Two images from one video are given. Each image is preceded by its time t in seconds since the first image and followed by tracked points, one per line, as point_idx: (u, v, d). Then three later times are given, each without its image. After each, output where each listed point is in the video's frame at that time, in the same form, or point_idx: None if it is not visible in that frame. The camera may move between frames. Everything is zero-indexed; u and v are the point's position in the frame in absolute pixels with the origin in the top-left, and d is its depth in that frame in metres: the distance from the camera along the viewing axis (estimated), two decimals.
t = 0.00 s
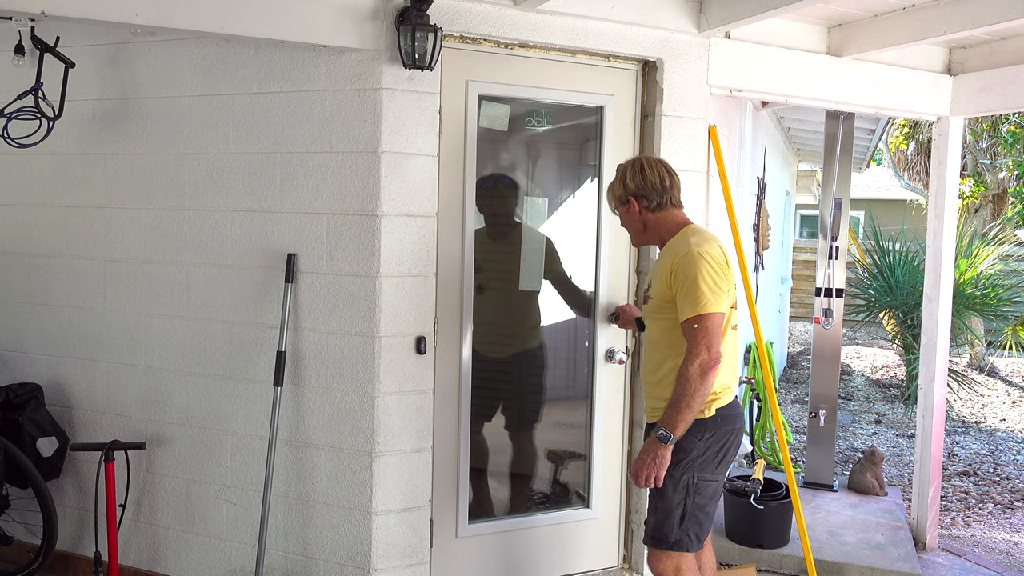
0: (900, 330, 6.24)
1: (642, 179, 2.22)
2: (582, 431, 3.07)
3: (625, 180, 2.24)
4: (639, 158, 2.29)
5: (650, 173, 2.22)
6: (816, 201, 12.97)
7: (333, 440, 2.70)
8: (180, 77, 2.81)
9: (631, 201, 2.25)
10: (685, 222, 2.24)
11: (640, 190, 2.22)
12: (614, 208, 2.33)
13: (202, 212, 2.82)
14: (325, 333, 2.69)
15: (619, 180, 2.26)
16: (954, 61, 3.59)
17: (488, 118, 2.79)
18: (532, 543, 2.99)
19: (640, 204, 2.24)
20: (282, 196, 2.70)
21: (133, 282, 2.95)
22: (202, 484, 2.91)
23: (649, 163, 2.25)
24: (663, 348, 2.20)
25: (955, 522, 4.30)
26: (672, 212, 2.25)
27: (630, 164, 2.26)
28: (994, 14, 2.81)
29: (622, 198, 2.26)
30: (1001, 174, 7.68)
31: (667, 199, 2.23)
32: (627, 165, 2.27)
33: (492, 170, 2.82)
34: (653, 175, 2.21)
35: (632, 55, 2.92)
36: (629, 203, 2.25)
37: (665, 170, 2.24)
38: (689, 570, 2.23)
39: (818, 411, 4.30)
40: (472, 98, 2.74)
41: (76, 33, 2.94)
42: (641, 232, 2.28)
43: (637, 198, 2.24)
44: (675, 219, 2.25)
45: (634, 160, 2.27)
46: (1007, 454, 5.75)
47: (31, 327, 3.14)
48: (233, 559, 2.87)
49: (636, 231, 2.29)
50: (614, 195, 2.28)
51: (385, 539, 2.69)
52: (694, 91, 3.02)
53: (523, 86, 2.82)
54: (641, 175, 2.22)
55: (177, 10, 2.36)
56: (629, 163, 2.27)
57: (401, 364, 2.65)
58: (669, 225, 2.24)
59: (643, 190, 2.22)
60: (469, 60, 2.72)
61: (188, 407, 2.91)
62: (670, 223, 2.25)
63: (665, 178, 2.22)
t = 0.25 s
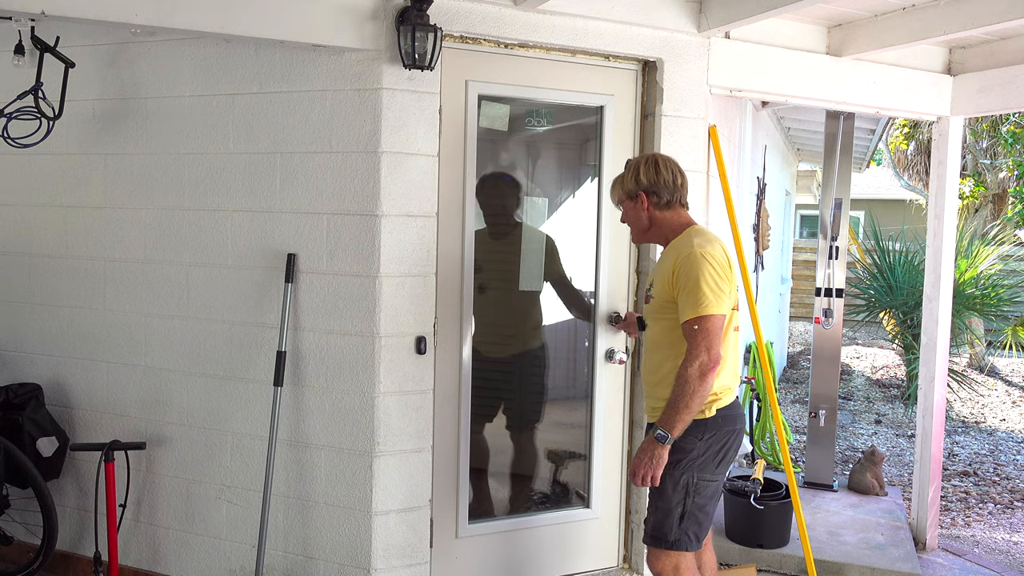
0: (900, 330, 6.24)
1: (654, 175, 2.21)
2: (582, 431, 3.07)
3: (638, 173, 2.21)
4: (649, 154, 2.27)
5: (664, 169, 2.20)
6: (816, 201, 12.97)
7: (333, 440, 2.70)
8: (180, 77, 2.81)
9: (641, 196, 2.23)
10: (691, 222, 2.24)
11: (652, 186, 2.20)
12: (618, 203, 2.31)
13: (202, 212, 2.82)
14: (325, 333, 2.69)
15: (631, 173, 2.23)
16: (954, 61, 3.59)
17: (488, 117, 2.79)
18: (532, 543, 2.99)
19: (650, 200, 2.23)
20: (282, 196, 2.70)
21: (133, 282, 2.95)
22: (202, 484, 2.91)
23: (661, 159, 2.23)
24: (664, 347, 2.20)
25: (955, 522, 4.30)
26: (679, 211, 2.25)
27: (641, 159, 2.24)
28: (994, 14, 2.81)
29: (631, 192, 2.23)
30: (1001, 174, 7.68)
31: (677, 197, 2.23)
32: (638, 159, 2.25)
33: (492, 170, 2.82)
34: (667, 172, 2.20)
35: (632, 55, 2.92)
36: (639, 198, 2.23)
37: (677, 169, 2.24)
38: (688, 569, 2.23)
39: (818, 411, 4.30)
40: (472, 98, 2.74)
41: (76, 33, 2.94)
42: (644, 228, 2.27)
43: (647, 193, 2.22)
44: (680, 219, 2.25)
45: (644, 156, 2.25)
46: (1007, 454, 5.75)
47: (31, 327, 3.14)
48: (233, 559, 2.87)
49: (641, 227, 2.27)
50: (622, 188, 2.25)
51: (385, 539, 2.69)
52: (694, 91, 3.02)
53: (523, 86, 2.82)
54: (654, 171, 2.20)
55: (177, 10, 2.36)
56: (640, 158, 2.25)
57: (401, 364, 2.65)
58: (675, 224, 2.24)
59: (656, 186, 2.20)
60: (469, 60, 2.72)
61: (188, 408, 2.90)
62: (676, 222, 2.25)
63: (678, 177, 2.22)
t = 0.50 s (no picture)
0: (900, 330, 6.24)
1: (677, 173, 2.18)
2: (582, 431, 3.07)
3: (662, 166, 2.18)
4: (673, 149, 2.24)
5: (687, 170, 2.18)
6: (816, 201, 12.97)
7: (333, 440, 2.70)
8: (180, 77, 2.81)
9: (654, 190, 2.20)
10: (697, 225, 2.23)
11: (672, 183, 2.18)
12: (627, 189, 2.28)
13: (202, 212, 2.82)
14: (325, 333, 2.69)
15: (651, 164, 2.20)
16: (954, 61, 3.59)
17: (488, 117, 2.79)
18: (532, 543, 2.98)
19: (661, 196, 2.21)
20: (282, 196, 2.70)
21: (133, 282, 2.95)
22: (202, 484, 2.91)
23: (685, 158, 2.21)
24: (663, 348, 2.20)
25: (955, 522, 4.30)
26: (686, 213, 2.23)
27: (666, 153, 2.21)
28: (994, 14, 2.81)
29: (647, 183, 2.20)
30: (1001, 174, 7.68)
31: (690, 201, 2.21)
32: (662, 153, 2.21)
33: (492, 170, 2.82)
34: (688, 174, 2.18)
35: (632, 55, 2.92)
36: (651, 190, 2.20)
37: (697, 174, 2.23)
38: (689, 569, 2.23)
39: (818, 411, 4.30)
40: (472, 98, 2.74)
41: (76, 33, 2.94)
42: (648, 220, 2.25)
43: (662, 189, 2.19)
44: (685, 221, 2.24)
45: (670, 150, 2.22)
46: (1007, 454, 5.75)
47: (31, 327, 3.14)
48: (233, 559, 2.87)
49: (645, 220, 2.25)
50: (640, 175, 2.22)
51: (385, 539, 2.69)
52: (694, 91, 3.02)
53: (523, 86, 2.82)
54: (678, 169, 2.18)
55: (177, 10, 2.36)
56: (666, 151, 2.21)
57: (401, 364, 2.65)
58: (679, 224, 2.23)
59: (675, 185, 2.18)
60: (469, 60, 2.72)
61: (188, 408, 2.91)
62: (680, 223, 2.23)
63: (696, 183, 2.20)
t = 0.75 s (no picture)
0: (900, 330, 6.24)
1: (696, 177, 2.15)
2: (582, 431, 3.07)
3: (684, 165, 2.15)
4: (695, 151, 2.21)
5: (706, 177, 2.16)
6: (816, 201, 12.97)
7: (333, 440, 2.70)
8: (180, 77, 2.81)
9: (668, 188, 2.17)
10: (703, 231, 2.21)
11: (688, 185, 2.15)
12: (640, 179, 2.24)
13: (202, 212, 2.82)
14: (325, 333, 2.69)
15: (671, 161, 2.17)
16: (954, 61, 3.59)
17: (488, 117, 2.79)
18: (532, 543, 2.98)
19: (673, 195, 2.17)
20: (281, 196, 2.70)
21: (133, 282, 2.95)
22: (202, 484, 2.91)
23: (706, 164, 2.19)
24: (665, 350, 2.19)
25: (955, 522, 4.30)
26: (694, 217, 2.21)
27: (689, 153, 2.18)
28: (994, 14, 2.81)
29: (664, 179, 2.17)
30: (1001, 174, 7.68)
31: (700, 207, 2.19)
32: (685, 152, 2.18)
33: (492, 170, 2.82)
34: (706, 181, 2.16)
35: (632, 55, 2.92)
36: (666, 186, 2.17)
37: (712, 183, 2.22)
38: (688, 569, 2.23)
39: (818, 411, 4.30)
40: (472, 98, 2.74)
41: (76, 32, 2.94)
42: (655, 214, 2.21)
43: (677, 190, 2.16)
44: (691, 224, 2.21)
45: (693, 152, 2.19)
46: (1007, 454, 5.75)
47: (31, 327, 3.14)
48: (233, 559, 2.87)
49: (652, 216, 2.22)
50: (658, 169, 2.18)
51: (385, 539, 2.69)
52: (694, 91, 3.02)
53: (523, 86, 2.82)
54: (698, 173, 2.15)
55: (176, 10, 2.36)
56: (689, 151, 2.18)
57: (401, 364, 2.65)
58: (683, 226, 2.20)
59: (692, 189, 2.15)
60: (469, 61, 2.72)
61: (188, 408, 2.90)
62: (686, 225, 2.20)
63: (710, 191, 2.19)
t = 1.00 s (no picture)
0: (900, 330, 6.24)
1: (705, 180, 2.09)
2: (582, 431, 3.07)
3: (695, 167, 2.08)
4: (709, 151, 2.14)
5: (717, 181, 2.09)
6: (816, 201, 12.97)
7: (333, 439, 2.70)
8: (180, 77, 2.81)
9: (676, 189, 2.11)
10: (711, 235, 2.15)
11: (698, 188, 2.08)
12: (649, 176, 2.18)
13: (202, 212, 2.82)
14: (325, 333, 2.69)
15: (682, 161, 2.10)
16: (954, 61, 3.59)
17: (487, 117, 2.79)
18: (532, 543, 2.98)
19: (681, 196, 2.11)
20: (281, 196, 2.70)
21: (133, 282, 2.95)
22: (202, 484, 2.91)
23: (718, 166, 2.12)
24: (666, 352, 2.15)
25: (955, 522, 4.30)
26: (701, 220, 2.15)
27: (702, 154, 2.11)
28: (994, 14, 2.81)
29: (673, 179, 2.10)
30: (1001, 174, 7.68)
31: (709, 210, 2.13)
32: (698, 153, 2.11)
33: (492, 170, 2.82)
34: (716, 185, 2.10)
35: (632, 55, 2.92)
36: (673, 188, 2.11)
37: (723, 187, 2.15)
38: (680, 569, 2.23)
39: (818, 411, 4.30)
40: (472, 98, 2.74)
41: (76, 33, 2.94)
42: (661, 216, 2.16)
43: (685, 192, 2.10)
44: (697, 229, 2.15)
45: (705, 153, 2.12)
46: (1007, 454, 5.75)
47: (31, 327, 3.14)
48: (233, 559, 2.87)
49: (659, 215, 2.16)
50: (668, 168, 2.11)
51: (385, 538, 2.69)
52: (694, 91, 3.03)
53: (522, 86, 2.82)
54: (709, 176, 2.09)
55: (176, 10, 2.36)
56: (702, 151, 2.11)
57: (401, 364, 2.65)
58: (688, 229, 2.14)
59: (701, 192, 2.09)
60: (469, 61, 2.72)
61: (188, 407, 2.90)
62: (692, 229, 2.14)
63: (720, 195, 2.13)
